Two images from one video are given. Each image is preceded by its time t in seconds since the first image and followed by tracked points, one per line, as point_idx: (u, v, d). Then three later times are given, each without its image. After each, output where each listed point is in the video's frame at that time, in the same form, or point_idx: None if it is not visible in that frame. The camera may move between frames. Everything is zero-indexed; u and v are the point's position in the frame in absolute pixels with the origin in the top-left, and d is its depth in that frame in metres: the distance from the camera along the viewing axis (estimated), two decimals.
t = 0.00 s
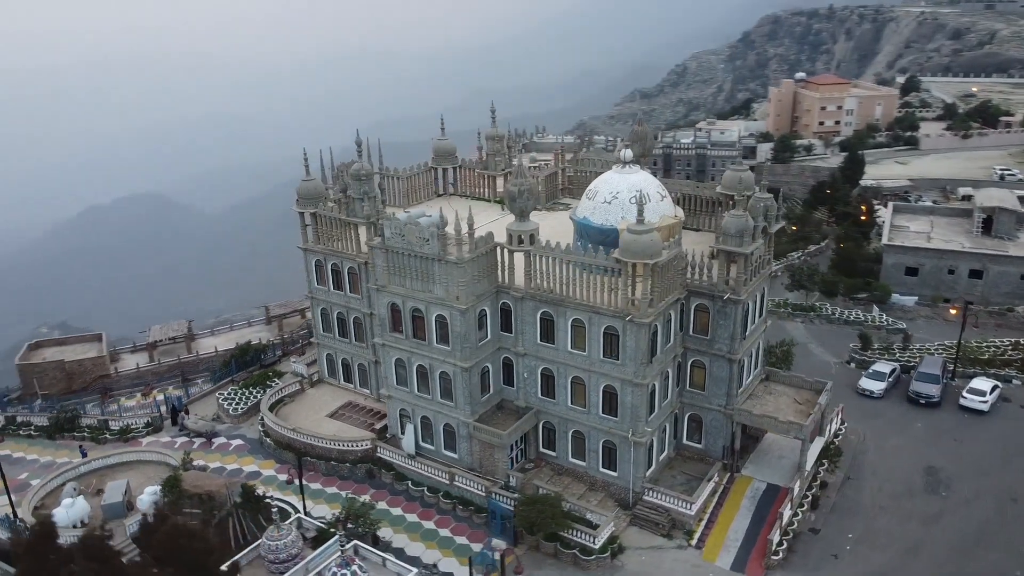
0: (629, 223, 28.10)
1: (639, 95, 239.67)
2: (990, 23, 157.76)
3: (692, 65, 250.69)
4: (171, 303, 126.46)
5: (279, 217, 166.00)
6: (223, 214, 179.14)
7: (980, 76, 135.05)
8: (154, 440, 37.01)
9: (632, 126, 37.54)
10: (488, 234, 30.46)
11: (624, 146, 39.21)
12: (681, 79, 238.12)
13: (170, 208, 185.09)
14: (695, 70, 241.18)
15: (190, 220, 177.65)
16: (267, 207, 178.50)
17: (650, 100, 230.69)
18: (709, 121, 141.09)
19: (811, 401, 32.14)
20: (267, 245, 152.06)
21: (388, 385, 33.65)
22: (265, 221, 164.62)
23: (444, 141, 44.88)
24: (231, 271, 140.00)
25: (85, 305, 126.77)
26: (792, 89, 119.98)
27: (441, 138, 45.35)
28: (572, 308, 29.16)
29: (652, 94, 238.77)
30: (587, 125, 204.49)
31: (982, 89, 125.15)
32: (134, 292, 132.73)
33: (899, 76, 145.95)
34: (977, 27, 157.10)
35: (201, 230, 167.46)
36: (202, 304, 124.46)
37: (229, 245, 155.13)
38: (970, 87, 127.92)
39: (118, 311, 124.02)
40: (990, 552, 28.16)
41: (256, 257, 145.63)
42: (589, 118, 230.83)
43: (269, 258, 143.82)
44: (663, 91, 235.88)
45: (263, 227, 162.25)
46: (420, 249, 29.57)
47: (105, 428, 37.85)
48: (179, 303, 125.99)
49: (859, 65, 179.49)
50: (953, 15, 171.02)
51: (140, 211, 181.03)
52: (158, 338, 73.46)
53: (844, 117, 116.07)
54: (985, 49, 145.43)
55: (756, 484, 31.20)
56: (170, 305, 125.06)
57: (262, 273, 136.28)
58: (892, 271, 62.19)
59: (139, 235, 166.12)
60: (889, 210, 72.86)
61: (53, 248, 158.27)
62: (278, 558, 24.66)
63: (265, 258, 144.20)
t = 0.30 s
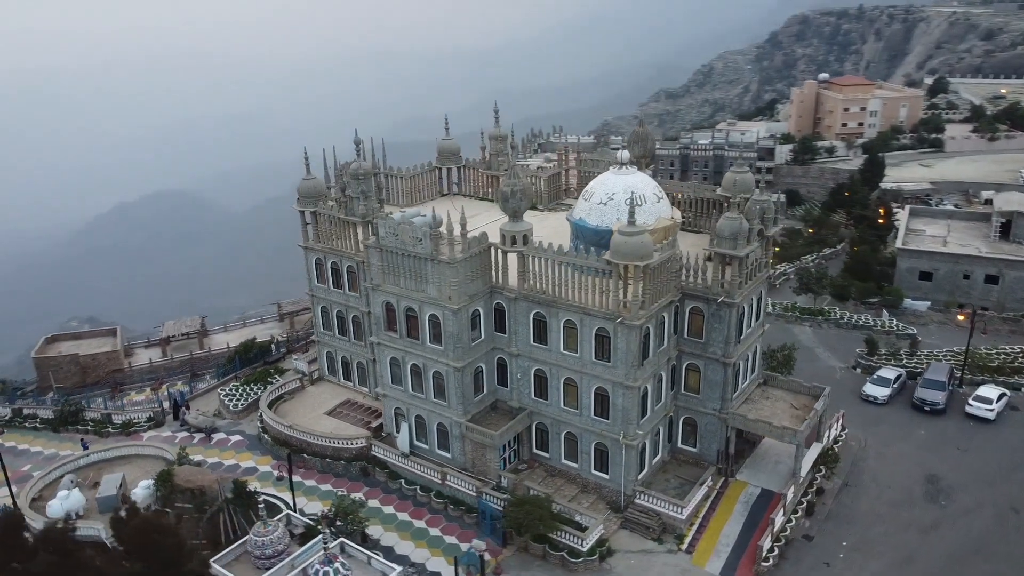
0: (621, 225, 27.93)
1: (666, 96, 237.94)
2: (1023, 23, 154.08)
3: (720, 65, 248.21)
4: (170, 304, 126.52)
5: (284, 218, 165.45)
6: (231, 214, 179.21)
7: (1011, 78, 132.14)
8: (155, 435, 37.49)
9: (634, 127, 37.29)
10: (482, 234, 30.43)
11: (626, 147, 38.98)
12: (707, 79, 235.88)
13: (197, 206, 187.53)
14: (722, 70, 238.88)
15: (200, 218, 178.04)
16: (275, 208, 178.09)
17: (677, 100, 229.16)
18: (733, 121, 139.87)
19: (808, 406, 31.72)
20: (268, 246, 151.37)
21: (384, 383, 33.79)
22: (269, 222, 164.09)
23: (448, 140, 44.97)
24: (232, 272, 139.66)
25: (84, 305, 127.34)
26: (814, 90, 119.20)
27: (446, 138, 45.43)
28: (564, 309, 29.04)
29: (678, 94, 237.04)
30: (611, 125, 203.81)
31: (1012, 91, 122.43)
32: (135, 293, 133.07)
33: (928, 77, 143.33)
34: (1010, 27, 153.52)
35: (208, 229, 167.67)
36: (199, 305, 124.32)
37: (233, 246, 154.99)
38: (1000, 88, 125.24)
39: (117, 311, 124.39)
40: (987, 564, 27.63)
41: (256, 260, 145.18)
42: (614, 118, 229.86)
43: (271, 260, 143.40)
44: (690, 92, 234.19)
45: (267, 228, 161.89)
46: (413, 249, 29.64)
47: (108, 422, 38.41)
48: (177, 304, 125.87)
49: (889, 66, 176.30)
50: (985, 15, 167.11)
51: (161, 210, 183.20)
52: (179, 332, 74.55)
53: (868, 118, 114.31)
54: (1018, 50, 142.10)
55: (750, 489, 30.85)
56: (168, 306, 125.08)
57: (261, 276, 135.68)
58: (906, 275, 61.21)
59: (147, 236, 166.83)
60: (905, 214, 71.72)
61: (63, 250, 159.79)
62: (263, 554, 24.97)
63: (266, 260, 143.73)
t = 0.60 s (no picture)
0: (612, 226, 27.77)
1: (696, 96, 235.56)
2: None
3: (751, 65, 244.76)
4: (169, 302, 126.61)
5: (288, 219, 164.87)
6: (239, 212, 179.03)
7: None
8: (157, 428, 38.05)
9: (636, 127, 36.98)
10: (476, 234, 30.44)
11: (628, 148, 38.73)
12: (737, 80, 232.82)
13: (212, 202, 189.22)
14: (752, 70, 235.86)
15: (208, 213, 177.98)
16: (281, 208, 177.64)
17: (707, 100, 227.02)
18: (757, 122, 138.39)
19: (804, 412, 31.27)
20: (270, 246, 150.86)
21: (379, 381, 33.93)
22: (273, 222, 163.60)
23: (453, 140, 45.08)
24: (233, 271, 139.41)
25: (86, 299, 127.88)
26: (841, 92, 116.72)
27: (451, 137, 45.55)
28: (555, 310, 28.91)
29: (707, 94, 234.62)
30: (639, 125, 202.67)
31: None
32: (134, 289, 133.15)
33: (961, 80, 140.13)
34: None
35: (215, 225, 167.55)
36: (198, 305, 124.24)
37: (237, 244, 154.77)
38: None
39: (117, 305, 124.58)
40: None
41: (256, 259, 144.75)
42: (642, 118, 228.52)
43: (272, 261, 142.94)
44: (720, 92, 231.90)
45: (272, 227, 161.50)
46: (406, 248, 29.73)
47: (112, 415, 39.06)
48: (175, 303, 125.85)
49: (923, 67, 172.18)
50: None
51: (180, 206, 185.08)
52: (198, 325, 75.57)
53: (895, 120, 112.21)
54: None
55: (743, 495, 30.50)
56: (168, 303, 125.06)
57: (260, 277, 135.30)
58: (922, 280, 60.08)
59: (154, 232, 167.17)
60: (924, 218, 70.41)
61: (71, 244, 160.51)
62: (249, 549, 25.13)
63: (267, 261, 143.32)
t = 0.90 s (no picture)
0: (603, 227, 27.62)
1: (722, 96, 233.24)
2: None
3: (780, 65, 241.48)
4: (169, 302, 127.36)
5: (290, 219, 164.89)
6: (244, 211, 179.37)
7: None
8: (159, 422, 38.52)
9: (636, 127, 36.63)
10: (470, 234, 30.43)
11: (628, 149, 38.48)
12: (765, 80, 229.84)
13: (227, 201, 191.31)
14: (780, 70, 232.94)
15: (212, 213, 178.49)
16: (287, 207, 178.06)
17: (734, 100, 224.77)
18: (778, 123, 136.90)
19: (800, 417, 30.88)
20: (270, 248, 150.99)
21: (374, 379, 34.08)
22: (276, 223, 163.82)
23: (457, 140, 45.17)
24: (232, 272, 139.70)
25: (92, 299, 129.35)
26: (865, 92, 114.19)
27: (455, 137, 45.64)
28: (547, 310, 28.83)
29: (735, 94, 232.09)
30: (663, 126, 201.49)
31: None
32: (135, 291, 133.87)
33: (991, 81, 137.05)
34: None
35: (218, 225, 168.04)
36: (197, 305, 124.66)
37: (240, 244, 155.11)
38: None
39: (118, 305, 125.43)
40: None
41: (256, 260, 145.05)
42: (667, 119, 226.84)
43: (272, 262, 143.07)
44: (747, 92, 229.53)
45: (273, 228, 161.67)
46: (399, 247, 29.82)
47: (116, 408, 39.64)
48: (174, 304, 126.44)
49: (954, 68, 168.34)
50: None
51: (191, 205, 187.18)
52: (215, 321, 76.58)
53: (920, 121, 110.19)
54: None
55: (736, 500, 30.21)
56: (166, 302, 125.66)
57: (259, 279, 135.41)
58: (936, 284, 59.01)
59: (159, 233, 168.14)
60: (941, 221, 69.16)
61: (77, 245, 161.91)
62: (236, 544, 25.35)
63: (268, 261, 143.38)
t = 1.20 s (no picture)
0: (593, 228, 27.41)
1: (751, 97, 230.54)
2: None
3: (811, 65, 237.86)
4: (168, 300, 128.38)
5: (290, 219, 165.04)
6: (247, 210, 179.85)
7: None
8: (161, 416, 39.09)
9: (637, 127, 36.32)
10: (462, 233, 30.42)
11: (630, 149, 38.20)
12: (795, 81, 226.35)
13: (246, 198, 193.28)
14: (810, 70, 229.62)
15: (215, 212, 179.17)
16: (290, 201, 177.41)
17: (763, 101, 222.09)
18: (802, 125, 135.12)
19: (794, 422, 30.44)
20: (269, 247, 151.31)
21: (370, 377, 34.22)
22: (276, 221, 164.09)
23: (461, 139, 45.24)
24: (232, 270, 140.25)
25: (112, 295, 131.73)
26: (893, 93, 111.98)
27: (460, 136, 45.71)
28: (537, 311, 28.72)
29: (764, 95, 229.17)
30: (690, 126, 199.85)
31: None
32: (142, 288, 135.25)
33: None
34: None
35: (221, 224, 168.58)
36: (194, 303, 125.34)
37: (240, 242, 155.66)
38: None
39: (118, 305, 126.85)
40: None
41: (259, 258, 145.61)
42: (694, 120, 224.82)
43: (270, 261, 143.27)
44: (776, 93, 226.69)
45: (273, 227, 161.90)
46: (392, 246, 29.91)
47: (120, 402, 40.29)
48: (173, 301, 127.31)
49: (990, 70, 163.60)
50: None
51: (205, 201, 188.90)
52: (232, 316, 77.48)
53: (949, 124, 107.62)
54: None
55: (727, 505, 29.87)
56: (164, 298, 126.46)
57: (255, 278, 135.72)
58: (952, 290, 57.79)
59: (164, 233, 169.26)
60: (960, 225, 67.75)
61: (84, 242, 163.17)
62: (222, 537, 25.55)
63: (266, 260, 143.66)
